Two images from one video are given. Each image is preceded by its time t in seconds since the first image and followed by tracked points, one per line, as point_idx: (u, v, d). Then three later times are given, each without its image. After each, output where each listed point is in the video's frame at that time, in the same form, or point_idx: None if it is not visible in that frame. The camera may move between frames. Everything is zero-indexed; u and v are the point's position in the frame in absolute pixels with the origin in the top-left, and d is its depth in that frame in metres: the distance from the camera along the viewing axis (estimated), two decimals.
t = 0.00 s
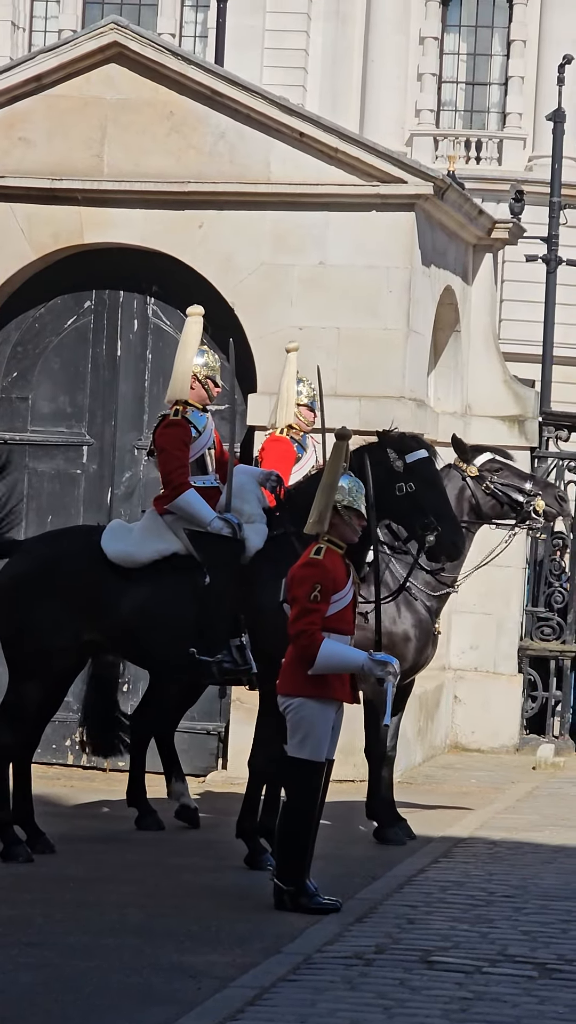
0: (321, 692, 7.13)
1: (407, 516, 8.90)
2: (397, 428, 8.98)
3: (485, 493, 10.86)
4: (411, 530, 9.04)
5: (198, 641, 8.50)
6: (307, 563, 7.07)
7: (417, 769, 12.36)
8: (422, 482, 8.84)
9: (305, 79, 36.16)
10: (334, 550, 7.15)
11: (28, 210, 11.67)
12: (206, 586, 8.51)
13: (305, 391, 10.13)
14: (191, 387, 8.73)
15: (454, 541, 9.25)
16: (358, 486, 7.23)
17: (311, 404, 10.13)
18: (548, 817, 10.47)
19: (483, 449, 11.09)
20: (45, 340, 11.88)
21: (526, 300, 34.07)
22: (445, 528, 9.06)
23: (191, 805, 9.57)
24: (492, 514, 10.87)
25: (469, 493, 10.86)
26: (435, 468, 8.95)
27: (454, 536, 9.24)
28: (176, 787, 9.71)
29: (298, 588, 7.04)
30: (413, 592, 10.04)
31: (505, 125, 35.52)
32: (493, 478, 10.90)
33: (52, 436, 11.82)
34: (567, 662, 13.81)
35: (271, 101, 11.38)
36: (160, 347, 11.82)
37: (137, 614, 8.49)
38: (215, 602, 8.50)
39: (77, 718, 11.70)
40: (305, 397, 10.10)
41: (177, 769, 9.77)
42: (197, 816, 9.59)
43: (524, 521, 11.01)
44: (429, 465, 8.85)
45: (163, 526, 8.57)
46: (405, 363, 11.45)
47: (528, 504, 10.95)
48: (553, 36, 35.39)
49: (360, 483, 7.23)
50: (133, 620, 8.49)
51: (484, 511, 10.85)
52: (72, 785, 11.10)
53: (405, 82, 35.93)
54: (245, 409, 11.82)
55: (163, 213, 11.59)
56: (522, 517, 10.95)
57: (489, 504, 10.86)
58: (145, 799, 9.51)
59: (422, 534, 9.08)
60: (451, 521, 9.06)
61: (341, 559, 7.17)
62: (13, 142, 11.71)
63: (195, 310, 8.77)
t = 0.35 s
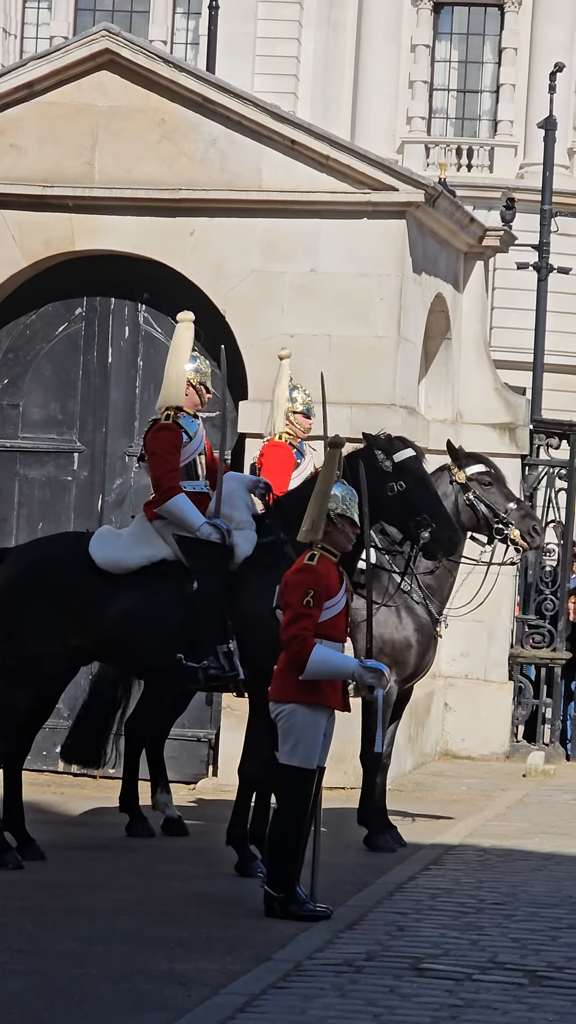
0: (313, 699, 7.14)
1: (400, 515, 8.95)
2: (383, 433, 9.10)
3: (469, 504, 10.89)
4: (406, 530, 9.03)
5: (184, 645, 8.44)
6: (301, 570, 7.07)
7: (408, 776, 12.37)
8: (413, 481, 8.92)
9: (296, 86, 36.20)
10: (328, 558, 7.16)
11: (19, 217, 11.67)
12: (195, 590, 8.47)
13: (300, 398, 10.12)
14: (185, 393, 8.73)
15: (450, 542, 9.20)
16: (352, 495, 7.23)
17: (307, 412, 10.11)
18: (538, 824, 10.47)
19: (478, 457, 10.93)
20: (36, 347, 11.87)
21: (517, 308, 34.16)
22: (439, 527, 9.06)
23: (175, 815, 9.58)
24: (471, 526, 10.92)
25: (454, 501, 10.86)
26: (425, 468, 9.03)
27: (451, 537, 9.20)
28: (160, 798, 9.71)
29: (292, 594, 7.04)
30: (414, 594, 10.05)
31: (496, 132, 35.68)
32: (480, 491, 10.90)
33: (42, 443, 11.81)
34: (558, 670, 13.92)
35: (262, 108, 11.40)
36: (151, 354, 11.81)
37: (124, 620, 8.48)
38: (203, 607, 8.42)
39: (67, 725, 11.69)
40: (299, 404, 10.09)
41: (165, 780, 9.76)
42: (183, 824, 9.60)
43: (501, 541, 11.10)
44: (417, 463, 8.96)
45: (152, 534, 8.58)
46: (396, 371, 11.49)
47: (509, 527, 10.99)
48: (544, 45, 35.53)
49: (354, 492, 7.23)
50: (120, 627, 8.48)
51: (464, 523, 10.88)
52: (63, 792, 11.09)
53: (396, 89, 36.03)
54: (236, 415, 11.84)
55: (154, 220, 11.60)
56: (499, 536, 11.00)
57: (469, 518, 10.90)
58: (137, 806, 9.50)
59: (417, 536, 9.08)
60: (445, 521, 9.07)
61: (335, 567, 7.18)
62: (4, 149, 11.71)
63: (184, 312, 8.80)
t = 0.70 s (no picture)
0: (301, 710, 7.13)
1: (393, 524, 9.01)
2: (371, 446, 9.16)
3: (474, 526, 10.98)
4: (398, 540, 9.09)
5: (172, 659, 8.44)
6: (288, 579, 7.09)
7: (396, 788, 12.36)
8: (404, 491, 9.00)
9: (286, 96, 36.16)
10: (315, 567, 7.16)
11: (8, 227, 11.67)
12: (184, 604, 8.48)
13: (299, 409, 10.10)
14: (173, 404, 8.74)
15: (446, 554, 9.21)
16: (337, 504, 7.25)
17: (306, 424, 10.12)
18: (527, 835, 10.49)
19: (489, 482, 10.98)
20: (26, 357, 11.88)
21: (506, 318, 34.21)
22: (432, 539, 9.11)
23: (163, 827, 9.57)
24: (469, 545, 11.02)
25: (459, 521, 10.94)
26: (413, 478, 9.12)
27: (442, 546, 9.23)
28: (148, 811, 9.70)
29: (278, 604, 7.05)
30: (408, 608, 10.09)
31: (485, 143, 35.81)
32: (487, 516, 10.98)
33: (32, 453, 11.81)
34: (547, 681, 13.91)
35: (252, 119, 11.43)
36: (141, 365, 11.81)
37: (112, 632, 8.44)
38: (192, 620, 8.45)
39: (56, 735, 11.68)
40: (299, 416, 10.09)
41: (153, 791, 9.75)
42: (171, 835, 9.61)
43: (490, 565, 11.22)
44: (407, 473, 9.04)
45: (140, 546, 8.57)
46: (385, 382, 11.48)
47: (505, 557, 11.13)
48: (533, 57, 35.69)
49: (340, 502, 7.25)
50: (108, 638, 8.44)
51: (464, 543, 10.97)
52: (51, 802, 11.08)
53: (386, 100, 36.15)
54: (225, 426, 11.84)
55: (144, 231, 11.61)
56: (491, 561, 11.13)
57: (469, 538, 11.00)
58: (126, 817, 9.49)
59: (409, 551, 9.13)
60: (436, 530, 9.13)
61: (322, 577, 7.19)
62: None
63: (172, 325, 8.80)
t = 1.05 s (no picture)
0: (291, 720, 7.14)
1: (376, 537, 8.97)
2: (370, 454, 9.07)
3: (472, 540, 10.94)
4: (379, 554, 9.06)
5: (165, 668, 8.51)
6: (275, 589, 7.08)
7: (387, 797, 12.35)
8: (389, 506, 8.92)
9: (278, 105, 36.30)
10: (303, 576, 7.17)
11: None
12: (177, 613, 8.53)
13: (295, 418, 9.98)
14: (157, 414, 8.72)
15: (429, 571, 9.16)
16: (326, 513, 7.24)
17: (301, 434, 9.97)
18: (517, 843, 10.49)
19: (488, 496, 11.02)
20: (17, 365, 11.87)
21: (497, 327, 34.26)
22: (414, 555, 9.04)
23: (153, 836, 9.57)
24: (466, 559, 10.96)
25: (457, 532, 10.92)
26: (406, 490, 9.01)
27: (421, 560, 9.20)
28: (136, 821, 9.68)
29: (265, 615, 7.04)
30: (400, 616, 10.09)
31: (476, 152, 35.88)
32: (486, 529, 10.97)
33: (23, 461, 11.81)
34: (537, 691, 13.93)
35: (243, 128, 11.44)
36: (131, 373, 11.82)
37: (104, 640, 8.44)
38: (185, 628, 8.51)
39: (46, 743, 11.67)
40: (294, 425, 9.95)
41: (142, 800, 9.74)
42: (161, 843, 9.61)
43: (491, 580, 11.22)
44: (397, 488, 8.94)
45: (132, 555, 8.60)
46: (376, 390, 11.49)
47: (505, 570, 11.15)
48: (524, 66, 35.78)
49: (328, 510, 7.25)
50: (100, 647, 8.43)
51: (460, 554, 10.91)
52: (41, 810, 11.07)
53: (378, 109, 36.21)
54: (216, 434, 11.84)
55: (136, 239, 11.62)
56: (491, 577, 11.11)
57: (466, 549, 10.93)
58: (117, 825, 9.48)
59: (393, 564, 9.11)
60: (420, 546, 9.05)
61: (309, 585, 7.19)
62: None
63: (160, 333, 8.83)
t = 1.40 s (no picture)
0: (285, 726, 7.14)
1: (369, 545, 8.98)
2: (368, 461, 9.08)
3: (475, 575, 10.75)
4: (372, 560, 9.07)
5: (162, 674, 8.50)
6: (268, 596, 7.07)
7: (381, 802, 12.36)
8: (382, 515, 8.91)
9: (272, 111, 36.36)
10: (295, 582, 7.17)
11: None
12: (173, 619, 8.51)
13: (295, 423, 9.93)
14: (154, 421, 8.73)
15: (421, 580, 9.11)
16: (321, 518, 7.24)
17: (301, 439, 9.94)
18: (512, 849, 10.48)
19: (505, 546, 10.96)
20: (12, 371, 11.88)
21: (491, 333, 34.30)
22: (406, 563, 9.02)
23: (148, 841, 9.57)
24: (460, 589, 10.78)
25: (463, 560, 10.76)
26: (400, 499, 8.99)
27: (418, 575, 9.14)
28: (131, 826, 9.71)
29: (258, 622, 7.02)
30: (400, 624, 10.10)
31: (471, 158, 35.94)
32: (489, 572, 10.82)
33: (18, 466, 11.81)
34: (532, 695, 13.87)
35: (238, 134, 11.45)
36: (127, 379, 11.81)
37: (100, 647, 8.43)
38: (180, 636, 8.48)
39: (41, 749, 11.67)
40: (294, 430, 9.92)
41: (138, 806, 9.72)
42: (156, 849, 9.59)
43: (464, 619, 11.34)
44: (390, 497, 8.93)
45: (128, 561, 8.57)
46: (370, 396, 11.50)
47: (480, 618, 11.23)
48: (519, 72, 35.82)
49: (323, 516, 7.24)
50: (96, 654, 8.43)
51: (456, 580, 10.74)
52: (35, 815, 11.06)
53: (373, 115, 36.26)
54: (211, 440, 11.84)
55: (131, 245, 11.62)
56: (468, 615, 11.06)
57: (464, 579, 10.75)
58: (112, 831, 9.47)
59: (385, 571, 9.11)
60: (412, 555, 9.02)
61: (303, 591, 7.19)
62: None
63: (156, 342, 8.80)
